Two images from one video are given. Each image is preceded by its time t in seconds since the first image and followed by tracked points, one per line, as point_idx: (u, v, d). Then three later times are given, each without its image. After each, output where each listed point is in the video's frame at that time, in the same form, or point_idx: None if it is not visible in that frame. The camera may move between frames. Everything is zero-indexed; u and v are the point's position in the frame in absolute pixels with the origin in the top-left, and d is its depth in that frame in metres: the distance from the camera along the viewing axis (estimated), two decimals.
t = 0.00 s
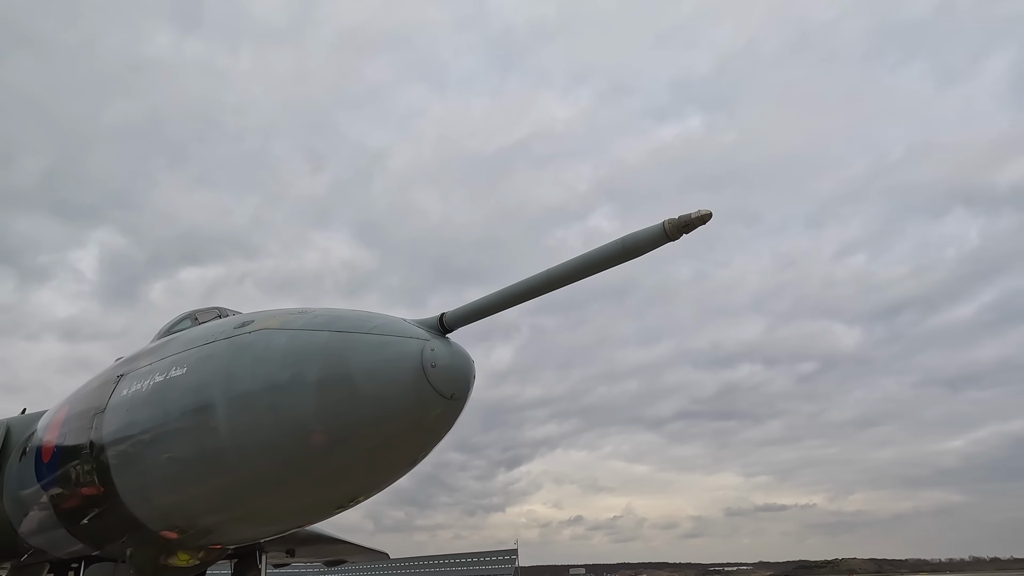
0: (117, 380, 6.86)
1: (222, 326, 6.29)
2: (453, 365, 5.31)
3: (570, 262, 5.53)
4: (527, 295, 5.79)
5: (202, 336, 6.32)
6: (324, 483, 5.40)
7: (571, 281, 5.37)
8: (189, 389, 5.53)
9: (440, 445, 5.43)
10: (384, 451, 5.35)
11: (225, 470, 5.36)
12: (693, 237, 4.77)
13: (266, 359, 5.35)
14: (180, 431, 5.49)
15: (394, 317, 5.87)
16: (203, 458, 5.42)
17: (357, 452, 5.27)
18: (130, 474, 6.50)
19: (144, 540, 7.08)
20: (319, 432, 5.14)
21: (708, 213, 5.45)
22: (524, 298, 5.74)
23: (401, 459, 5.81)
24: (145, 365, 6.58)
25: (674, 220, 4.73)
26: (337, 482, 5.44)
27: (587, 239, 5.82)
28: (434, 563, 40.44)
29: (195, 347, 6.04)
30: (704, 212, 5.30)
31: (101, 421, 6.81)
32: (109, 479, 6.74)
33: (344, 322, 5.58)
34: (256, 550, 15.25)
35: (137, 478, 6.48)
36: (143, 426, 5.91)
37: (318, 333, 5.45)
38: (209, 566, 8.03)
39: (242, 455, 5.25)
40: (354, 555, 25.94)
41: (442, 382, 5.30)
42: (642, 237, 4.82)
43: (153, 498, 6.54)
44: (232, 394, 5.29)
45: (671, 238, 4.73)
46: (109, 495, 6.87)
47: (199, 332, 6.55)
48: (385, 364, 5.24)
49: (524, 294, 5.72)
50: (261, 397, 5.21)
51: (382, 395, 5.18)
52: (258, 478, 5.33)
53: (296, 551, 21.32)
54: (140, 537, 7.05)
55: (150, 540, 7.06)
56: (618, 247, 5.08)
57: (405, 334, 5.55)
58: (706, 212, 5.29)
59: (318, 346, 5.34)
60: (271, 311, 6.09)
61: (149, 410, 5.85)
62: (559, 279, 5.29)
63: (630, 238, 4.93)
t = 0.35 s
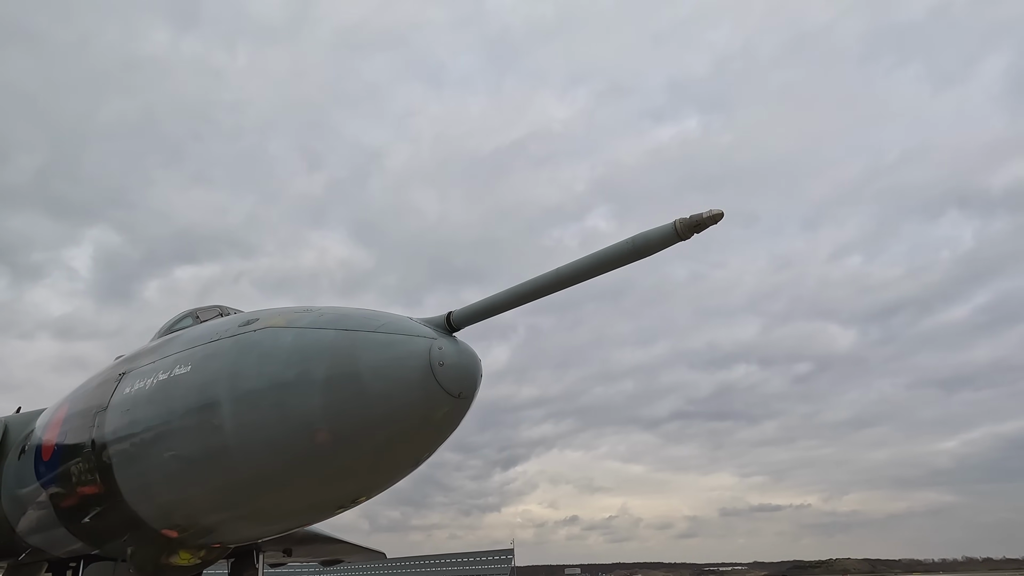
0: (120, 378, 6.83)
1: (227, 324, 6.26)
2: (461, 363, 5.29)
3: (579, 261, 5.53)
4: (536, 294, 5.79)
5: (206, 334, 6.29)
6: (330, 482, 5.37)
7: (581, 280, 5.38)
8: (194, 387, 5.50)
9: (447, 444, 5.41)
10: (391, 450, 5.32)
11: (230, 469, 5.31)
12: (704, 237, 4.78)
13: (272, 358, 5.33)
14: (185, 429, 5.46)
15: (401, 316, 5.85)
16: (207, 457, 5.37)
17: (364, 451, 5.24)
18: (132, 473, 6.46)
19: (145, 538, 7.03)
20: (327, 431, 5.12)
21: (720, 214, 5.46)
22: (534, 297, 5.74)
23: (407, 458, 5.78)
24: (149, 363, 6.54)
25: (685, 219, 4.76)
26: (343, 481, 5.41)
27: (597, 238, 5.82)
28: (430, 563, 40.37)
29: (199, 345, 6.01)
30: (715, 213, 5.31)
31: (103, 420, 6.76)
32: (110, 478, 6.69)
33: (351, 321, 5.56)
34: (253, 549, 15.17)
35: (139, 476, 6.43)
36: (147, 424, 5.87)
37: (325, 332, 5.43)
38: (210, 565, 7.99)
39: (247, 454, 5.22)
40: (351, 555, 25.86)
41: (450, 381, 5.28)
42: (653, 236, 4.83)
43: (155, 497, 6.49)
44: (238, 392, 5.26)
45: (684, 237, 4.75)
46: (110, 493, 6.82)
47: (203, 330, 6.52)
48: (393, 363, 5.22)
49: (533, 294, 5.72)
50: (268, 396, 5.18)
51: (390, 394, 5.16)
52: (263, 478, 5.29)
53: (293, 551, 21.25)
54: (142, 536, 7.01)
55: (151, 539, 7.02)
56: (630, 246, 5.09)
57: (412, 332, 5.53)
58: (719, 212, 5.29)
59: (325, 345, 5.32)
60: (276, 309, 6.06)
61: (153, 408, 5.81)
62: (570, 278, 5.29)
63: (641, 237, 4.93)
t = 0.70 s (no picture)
0: (121, 375, 6.78)
1: (229, 321, 6.22)
2: (467, 360, 5.26)
3: (587, 259, 5.53)
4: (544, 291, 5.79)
5: (209, 331, 6.25)
6: (334, 480, 5.33)
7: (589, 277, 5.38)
8: (197, 383, 5.46)
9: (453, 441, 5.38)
10: (396, 448, 5.29)
11: (233, 467, 5.27)
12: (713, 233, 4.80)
13: (277, 355, 5.29)
14: (187, 426, 5.42)
15: (406, 313, 5.83)
16: (210, 454, 5.33)
17: (369, 448, 5.21)
18: (132, 470, 6.41)
19: (145, 536, 6.98)
20: (332, 428, 5.08)
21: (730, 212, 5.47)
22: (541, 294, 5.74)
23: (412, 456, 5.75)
24: (150, 360, 6.50)
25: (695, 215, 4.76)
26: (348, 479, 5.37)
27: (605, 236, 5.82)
28: (426, 562, 40.31)
29: (202, 342, 5.97)
30: (726, 211, 5.30)
31: (103, 417, 6.71)
32: (111, 475, 6.64)
33: (356, 318, 5.54)
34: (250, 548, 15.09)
35: (140, 474, 6.38)
36: (148, 421, 5.83)
37: (330, 329, 5.40)
38: (210, 563, 7.94)
39: (252, 451, 5.17)
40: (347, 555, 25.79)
41: (456, 378, 5.26)
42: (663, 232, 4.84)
43: (156, 495, 6.44)
44: (242, 388, 5.22)
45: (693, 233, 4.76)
46: (110, 490, 6.77)
47: (205, 327, 6.48)
48: (399, 360, 5.20)
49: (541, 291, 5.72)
50: (272, 392, 5.15)
51: (396, 391, 5.13)
52: (267, 476, 5.25)
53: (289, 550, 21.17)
54: (142, 533, 6.95)
55: (151, 537, 6.96)
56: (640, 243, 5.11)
57: (418, 329, 5.50)
58: (730, 211, 5.31)
59: (330, 341, 5.29)
60: (280, 306, 6.03)
61: (155, 405, 5.77)
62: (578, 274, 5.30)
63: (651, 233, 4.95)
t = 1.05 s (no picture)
0: (121, 372, 6.71)
1: (232, 318, 6.17)
2: (474, 358, 5.23)
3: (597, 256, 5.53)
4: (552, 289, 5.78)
5: (211, 328, 6.19)
6: (339, 479, 5.28)
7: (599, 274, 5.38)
8: (200, 381, 5.41)
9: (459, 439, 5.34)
10: (402, 446, 5.24)
11: (236, 465, 5.21)
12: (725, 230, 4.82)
13: (281, 352, 5.24)
14: (190, 424, 5.35)
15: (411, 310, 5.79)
16: (213, 453, 5.26)
17: (375, 447, 5.15)
18: (132, 469, 6.33)
19: (144, 535, 6.90)
20: (337, 426, 5.03)
21: (741, 209, 5.48)
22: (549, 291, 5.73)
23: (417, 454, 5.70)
24: (151, 358, 6.44)
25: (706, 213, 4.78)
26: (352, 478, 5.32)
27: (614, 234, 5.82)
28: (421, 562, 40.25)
29: (204, 339, 5.91)
30: (739, 208, 5.32)
31: (103, 415, 6.64)
32: (110, 474, 6.57)
33: (361, 315, 5.49)
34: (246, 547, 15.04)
35: (140, 472, 6.31)
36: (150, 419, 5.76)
37: (335, 326, 5.36)
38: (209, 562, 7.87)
39: (255, 449, 5.12)
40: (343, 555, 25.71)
41: (463, 376, 5.22)
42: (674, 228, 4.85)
43: (156, 494, 6.37)
44: (246, 386, 5.16)
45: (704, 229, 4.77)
46: (110, 489, 6.70)
47: (207, 324, 6.42)
48: (406, 357, 5.16)
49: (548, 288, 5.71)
50: (277, 390, 5.09)
51: (402, 389, 5.09)
52: (271, 474, 5.18)
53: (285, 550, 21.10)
54: (141, 532, 6.88)
55: (150, 536, 6.89)
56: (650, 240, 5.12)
57: (424, 327, 5.47)
58: (742, 208, 5.33)
59: (336, 339, 5.25)
60: (283, 303, 5.98)
61: (156, 403, 5.70)
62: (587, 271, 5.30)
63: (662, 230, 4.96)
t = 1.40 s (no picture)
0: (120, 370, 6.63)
1: (233, 317, 6.10)
2: (480, 357, 5.20)
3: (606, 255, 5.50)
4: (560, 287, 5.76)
5: (212, 327, 6.12)
6: (343, 478, 5.23)
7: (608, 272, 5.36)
8: (202, 379, 5.34)
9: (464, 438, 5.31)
10: (407, 445, 5.20)
11: (238, 464, 5.15)
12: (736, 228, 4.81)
13: (285, 350, 5.19)
14: (191, 423, 5.29)
15: (415, 309, 5.75)
16: (214, 452, 5.20)
17: (380, 446, 5.11)
18: (131, 468, 6.27)
19: (143, 534, 6.83)
20: (341, 425, 4.98)
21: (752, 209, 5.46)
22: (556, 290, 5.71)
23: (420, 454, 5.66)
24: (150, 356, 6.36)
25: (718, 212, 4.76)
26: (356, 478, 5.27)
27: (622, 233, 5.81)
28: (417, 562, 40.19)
29: (205, 337, 5.84)
30: (749, 208, 5.31)
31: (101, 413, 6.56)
32: (109, 473, 6.50)
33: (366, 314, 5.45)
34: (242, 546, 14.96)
35: (140, 471, 6.24)
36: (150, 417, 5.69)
37: (339, 324, 5.31)
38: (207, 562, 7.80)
39: (258, 448, 5.06)
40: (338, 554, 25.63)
41: (469, 375, 5.19)
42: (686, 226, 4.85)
43: (155, 493, 6.30)
44: (249, 385, 5.11)
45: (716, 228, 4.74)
46: (108, 488, 6.63)
47: (207, 322, 6.36)
48: (411, 356, 5.12)
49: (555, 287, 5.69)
50: (280, 388, 5.04)
51: (408, 387, 5.05)
52: (274, 474, 5.13)
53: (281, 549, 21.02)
54: (140, 532, 6.81)
55: (149, 535, 6.83)
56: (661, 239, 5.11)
57: (429, 326, 5.43)
58: (752, 207, 5.32)
59: (340, 337, 5.20)
60: (285, 301, 5.93)
61: (157, 401, 5.64)
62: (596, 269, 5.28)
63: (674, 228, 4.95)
